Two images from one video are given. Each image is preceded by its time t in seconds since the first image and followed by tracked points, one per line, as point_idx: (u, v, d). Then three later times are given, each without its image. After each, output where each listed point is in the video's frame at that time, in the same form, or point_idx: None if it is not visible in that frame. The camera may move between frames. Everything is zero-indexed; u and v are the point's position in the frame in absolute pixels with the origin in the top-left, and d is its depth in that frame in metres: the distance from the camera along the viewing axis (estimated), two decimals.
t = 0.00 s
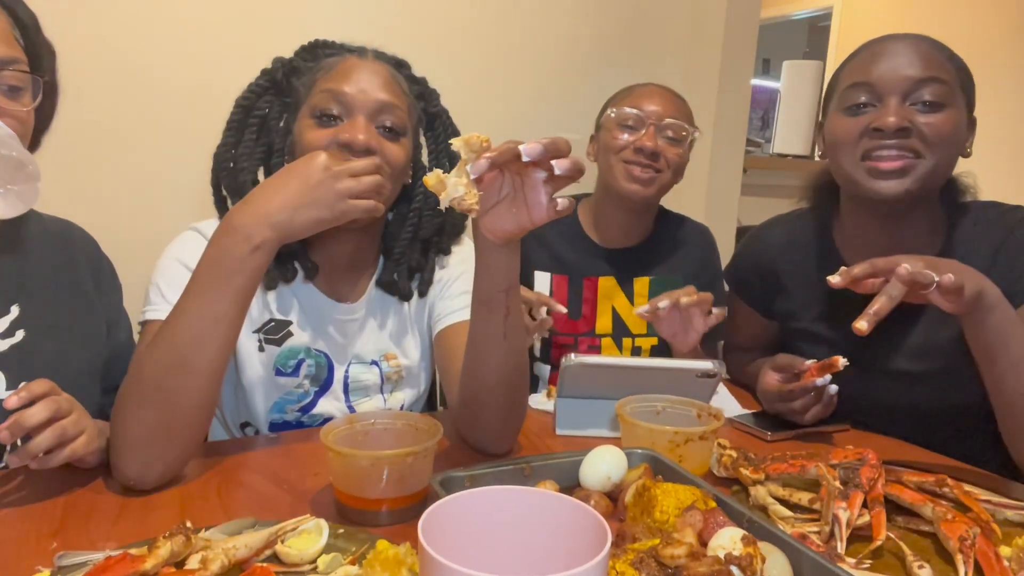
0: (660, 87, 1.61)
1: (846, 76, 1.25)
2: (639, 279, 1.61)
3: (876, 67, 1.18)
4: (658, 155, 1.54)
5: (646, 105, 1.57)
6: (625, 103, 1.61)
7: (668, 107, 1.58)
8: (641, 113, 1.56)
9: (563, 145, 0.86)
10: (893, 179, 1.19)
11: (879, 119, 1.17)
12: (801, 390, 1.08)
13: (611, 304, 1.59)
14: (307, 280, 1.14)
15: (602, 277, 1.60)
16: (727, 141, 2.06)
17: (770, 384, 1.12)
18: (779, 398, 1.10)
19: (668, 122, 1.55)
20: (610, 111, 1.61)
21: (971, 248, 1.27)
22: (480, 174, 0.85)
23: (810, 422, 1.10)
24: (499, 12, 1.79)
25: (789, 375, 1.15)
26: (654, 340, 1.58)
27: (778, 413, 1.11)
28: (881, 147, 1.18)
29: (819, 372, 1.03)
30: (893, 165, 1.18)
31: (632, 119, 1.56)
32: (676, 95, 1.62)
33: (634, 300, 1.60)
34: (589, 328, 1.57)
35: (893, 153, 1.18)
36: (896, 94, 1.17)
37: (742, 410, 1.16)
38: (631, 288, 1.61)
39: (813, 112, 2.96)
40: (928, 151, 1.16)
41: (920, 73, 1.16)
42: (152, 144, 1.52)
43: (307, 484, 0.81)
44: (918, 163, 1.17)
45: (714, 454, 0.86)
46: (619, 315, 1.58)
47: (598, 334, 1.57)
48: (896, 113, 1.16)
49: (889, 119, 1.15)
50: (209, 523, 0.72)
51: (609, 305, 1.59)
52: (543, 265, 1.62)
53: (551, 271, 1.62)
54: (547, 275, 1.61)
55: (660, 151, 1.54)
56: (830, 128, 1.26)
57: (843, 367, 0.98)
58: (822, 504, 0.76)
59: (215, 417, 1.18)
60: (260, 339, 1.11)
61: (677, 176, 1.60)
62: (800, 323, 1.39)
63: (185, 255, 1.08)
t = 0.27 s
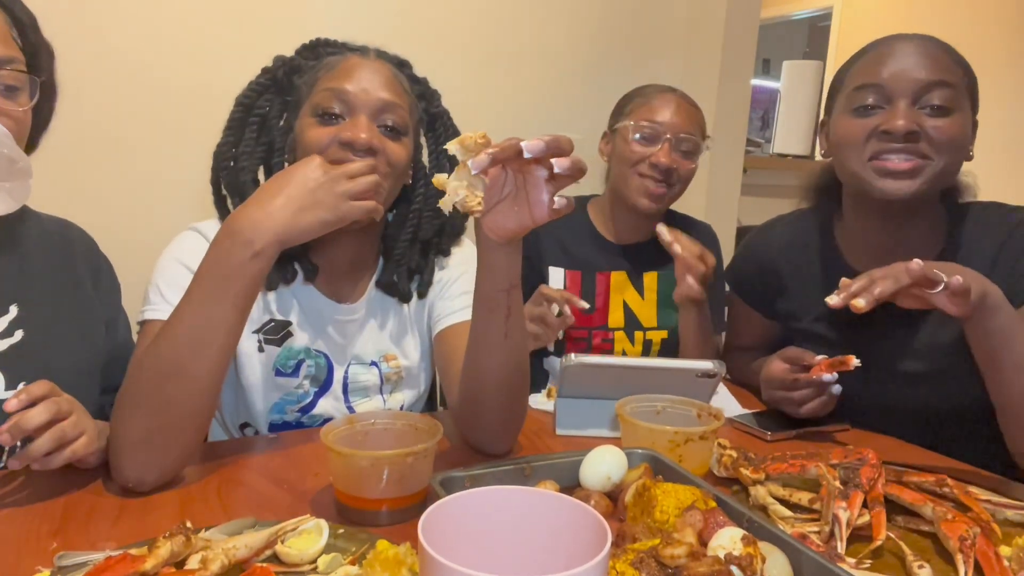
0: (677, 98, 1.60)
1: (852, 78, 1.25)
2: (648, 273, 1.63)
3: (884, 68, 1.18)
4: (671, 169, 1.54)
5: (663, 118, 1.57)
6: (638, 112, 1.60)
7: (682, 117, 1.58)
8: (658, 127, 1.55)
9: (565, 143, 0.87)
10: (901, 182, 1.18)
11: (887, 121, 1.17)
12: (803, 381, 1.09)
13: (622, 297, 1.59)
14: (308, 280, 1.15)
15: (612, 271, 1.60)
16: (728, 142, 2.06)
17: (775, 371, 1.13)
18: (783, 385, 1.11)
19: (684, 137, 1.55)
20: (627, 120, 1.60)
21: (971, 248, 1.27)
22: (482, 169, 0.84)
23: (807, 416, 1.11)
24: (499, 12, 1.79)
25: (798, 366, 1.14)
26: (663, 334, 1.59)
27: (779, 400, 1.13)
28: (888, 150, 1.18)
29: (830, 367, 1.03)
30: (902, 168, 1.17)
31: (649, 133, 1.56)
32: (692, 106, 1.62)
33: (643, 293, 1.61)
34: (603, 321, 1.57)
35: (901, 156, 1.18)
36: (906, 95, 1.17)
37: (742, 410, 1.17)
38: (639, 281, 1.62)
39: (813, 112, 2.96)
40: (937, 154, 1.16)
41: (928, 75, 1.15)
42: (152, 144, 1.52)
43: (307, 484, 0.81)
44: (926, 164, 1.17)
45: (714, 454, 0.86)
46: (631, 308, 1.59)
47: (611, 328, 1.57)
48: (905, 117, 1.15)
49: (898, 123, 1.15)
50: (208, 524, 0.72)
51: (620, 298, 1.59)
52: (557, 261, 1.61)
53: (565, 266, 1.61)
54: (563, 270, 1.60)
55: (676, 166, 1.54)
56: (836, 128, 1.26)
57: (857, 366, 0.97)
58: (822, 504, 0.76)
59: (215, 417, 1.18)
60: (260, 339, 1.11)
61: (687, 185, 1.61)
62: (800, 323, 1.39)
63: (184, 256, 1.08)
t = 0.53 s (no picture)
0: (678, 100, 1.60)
1: (857, 78, 1.24)
2: (642, 269, 1.62)
3: (889, 68, 1.18)
4: (672, 171, 1.56)
5: (666, 120, 1.57)
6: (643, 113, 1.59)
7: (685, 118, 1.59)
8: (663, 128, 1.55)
9: (560, 147, 0.87)
10: (909, 182, 1.18)
11: (896, 122, 1.16)
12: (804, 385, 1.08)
13: (618, 292, 1.58)
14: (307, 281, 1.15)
15: (610, 266, 1.60)
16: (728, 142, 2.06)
17: (773, 376, 1.13)
18: (783, 390, 1.11)
19: (687, 140, 1.56)
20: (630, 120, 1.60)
21: (970, 249, 1.26)
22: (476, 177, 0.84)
23: (810, 419, 1.11)
24: (498, 13, 1.79)
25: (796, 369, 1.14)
26: (658, 329, 1.59)
27: (779, 404, 1.12)
28: (898, 150, 1.17)
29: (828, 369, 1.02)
30: (911, 168, 1.17)
31: (654, 134, 1.56)
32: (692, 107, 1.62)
33: (639, 290, 1.60)
34: (598, 314, 1.56)
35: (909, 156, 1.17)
36: (913, 96, 1.16)
37: (742, 410, 1.17)
38: (634, 276, 1.61)
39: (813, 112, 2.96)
40: (945, 154, 1.16)
41: (936, 75, 1.15)
42: (150, 144, 1.52)
43: (307, 485, 0.81)
44: (935, 165, 1.16)
45: (714, 455, 0.86)
46: (626, 302, 1.58)
47: (607, 321, 1.56)
48: (914, 117, 1.15)
49: (906, 123, 1.14)
50: (208, 524, 0.72)
51: (616, 292, 1.58)
52: (556, 256, 1.62)
53: (563, 262, 1.61)
54: (559, 266, 1.60)
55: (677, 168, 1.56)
56: (840, 129, 1.25)
57: (854, 368, 0.97)
58: (822, 504, 0.76)
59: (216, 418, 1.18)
60: (260, 339, 1.11)
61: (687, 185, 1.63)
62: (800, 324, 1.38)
63: (182, 256, 1.08)
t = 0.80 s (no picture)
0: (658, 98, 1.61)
1: (854, 78, 1.24)
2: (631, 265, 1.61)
3: (887, 69, 1.17)
4: (655, 168, 1.57)
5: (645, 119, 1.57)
6: (628, 112, 1.60)
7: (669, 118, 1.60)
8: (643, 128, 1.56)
9: (536, 152, 0.89)
10: (906, 185, 1.18)
11: (893, 124, 1.16)
12: (802, 389, 1.07)
13: (607, 288, 1.58)
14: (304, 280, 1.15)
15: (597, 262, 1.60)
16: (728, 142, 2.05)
17: (771, 382, 1.12)
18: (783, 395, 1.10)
19: (668, 138, 1.56)
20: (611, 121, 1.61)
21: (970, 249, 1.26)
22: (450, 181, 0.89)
23: (811, 422, 1.10)
24: (496, 13, 1.79)
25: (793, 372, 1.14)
26: (649, 325, 1.58)
27: (779, 410, 1.11)
28: (895, 153, 1.17)
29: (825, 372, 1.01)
30: (907, 171, 1.17)
31: (634, 133, 1.56)
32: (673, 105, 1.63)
33: (628, 285, 1.59)
34: (589, 310, 1.57)
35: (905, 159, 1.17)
36: (910, 97, 1.16)
37: (742, 410, 1.16)
38: (623, 272, 1.60)
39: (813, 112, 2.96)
40: (941, 157, 1.16)
41: (934, 76, 1.15)
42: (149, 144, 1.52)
43: (308, 485, 0.81)
44: (931, 168, 1.17)
45: (714, 455, 0.86)
46: (615, 299, 1.58)
47: (597, 317, 1.56)
48: (911, 119, 1.14)
49: (903, 125, 1.14)
50: (208, 524, 0.72)
51: (606, 289, 1.58)
52: (542, 253, 1.63)
53: (551, 259, 1.62)
54: (547, 263, 1.61)
55: (659, 165, 1.57)
56: (839, 130, 1.25)
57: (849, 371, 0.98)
58: (822, 504, 0.76)
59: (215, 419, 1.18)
60: (258, 339, 1.11)
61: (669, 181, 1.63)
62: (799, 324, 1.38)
63: (179, 257, 1.08)
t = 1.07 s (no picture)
0: (622, 104, 1.59)
1: (848, 80, 1.24)
2: (618, 260, 1.62)
3: (879, 72, 1.17)
4: (626, 177, 1.54)
5: (609, 128, 1.57)
6: (596, 122, 1.58)
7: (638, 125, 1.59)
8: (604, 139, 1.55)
9: (502, 160, 0.88)
10: (896, 193, 1.19)
11: (883, 130, 1.16)
12: (800, 391, 1.07)
13: (597, 285, 1.58)
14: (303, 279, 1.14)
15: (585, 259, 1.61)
16: (728, 141, 2.05)
17: (769, 385, 1.11)
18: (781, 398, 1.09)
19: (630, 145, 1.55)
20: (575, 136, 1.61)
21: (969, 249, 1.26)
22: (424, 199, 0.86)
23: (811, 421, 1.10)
24: (495, 13, 1.79)
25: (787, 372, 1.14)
26: (638, 318, 1.58)
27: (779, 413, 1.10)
28: (884, 159, 1.18)
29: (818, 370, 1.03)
30: (895, 180, 1.17)
31: (595, 147, 1.56)
32: (640, 109, 1.62)
33: (616, 279, 1.60)
34: (579, 306, 1.57)
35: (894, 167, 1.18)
36: (901, 103, 1.16)
37: (742, 410, 1.16)
38: (611, 269, 1.61)
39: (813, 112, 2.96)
40: (931, 165, 1.16)
41: (925, 81, 1.15)
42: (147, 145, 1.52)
43: (309, 485, 0.81)
44: (921, 175, 1.17)
45: (715, 455, 0.86)
46: (606, 296, 1.58)
47: (586, 313, 1.56)
48: (902, 125, 1.14)
49: (894, 131, 1.14)
50: (208, 524, 0.72)
51: (595, 286, 1.58)
52: (531, 252, 1.62)
53: (539, 258, 1.61)
54: (536, 262, 1.60)
55: (630, 174, 1.55)
56: (831, 136, 1.26)
57: (841, 366, 1.01)
58: (822, 504, 0.76)
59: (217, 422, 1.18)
60: (257, 338, 1.11)
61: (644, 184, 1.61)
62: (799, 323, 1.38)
63: (177, 258, 1.08)
